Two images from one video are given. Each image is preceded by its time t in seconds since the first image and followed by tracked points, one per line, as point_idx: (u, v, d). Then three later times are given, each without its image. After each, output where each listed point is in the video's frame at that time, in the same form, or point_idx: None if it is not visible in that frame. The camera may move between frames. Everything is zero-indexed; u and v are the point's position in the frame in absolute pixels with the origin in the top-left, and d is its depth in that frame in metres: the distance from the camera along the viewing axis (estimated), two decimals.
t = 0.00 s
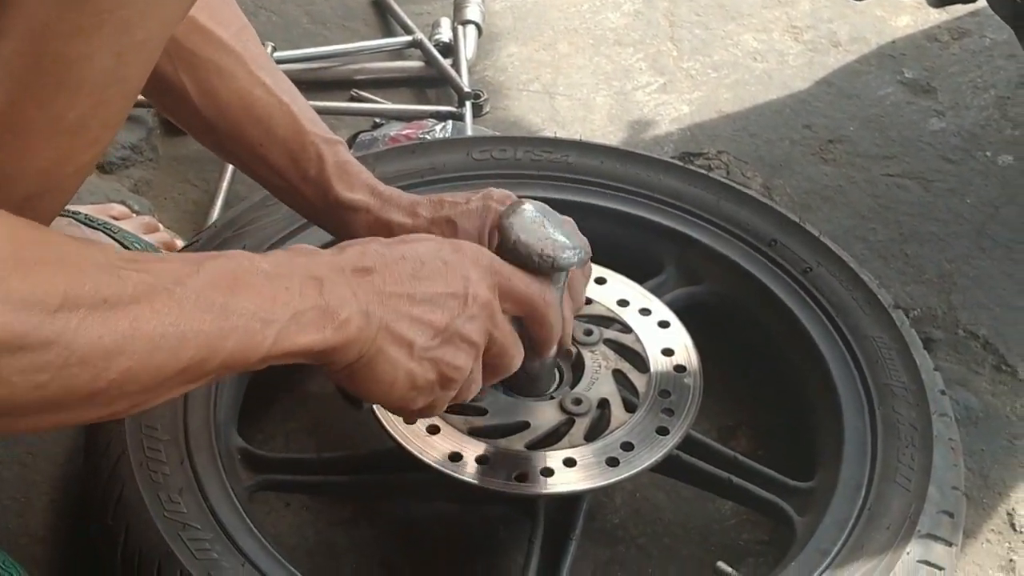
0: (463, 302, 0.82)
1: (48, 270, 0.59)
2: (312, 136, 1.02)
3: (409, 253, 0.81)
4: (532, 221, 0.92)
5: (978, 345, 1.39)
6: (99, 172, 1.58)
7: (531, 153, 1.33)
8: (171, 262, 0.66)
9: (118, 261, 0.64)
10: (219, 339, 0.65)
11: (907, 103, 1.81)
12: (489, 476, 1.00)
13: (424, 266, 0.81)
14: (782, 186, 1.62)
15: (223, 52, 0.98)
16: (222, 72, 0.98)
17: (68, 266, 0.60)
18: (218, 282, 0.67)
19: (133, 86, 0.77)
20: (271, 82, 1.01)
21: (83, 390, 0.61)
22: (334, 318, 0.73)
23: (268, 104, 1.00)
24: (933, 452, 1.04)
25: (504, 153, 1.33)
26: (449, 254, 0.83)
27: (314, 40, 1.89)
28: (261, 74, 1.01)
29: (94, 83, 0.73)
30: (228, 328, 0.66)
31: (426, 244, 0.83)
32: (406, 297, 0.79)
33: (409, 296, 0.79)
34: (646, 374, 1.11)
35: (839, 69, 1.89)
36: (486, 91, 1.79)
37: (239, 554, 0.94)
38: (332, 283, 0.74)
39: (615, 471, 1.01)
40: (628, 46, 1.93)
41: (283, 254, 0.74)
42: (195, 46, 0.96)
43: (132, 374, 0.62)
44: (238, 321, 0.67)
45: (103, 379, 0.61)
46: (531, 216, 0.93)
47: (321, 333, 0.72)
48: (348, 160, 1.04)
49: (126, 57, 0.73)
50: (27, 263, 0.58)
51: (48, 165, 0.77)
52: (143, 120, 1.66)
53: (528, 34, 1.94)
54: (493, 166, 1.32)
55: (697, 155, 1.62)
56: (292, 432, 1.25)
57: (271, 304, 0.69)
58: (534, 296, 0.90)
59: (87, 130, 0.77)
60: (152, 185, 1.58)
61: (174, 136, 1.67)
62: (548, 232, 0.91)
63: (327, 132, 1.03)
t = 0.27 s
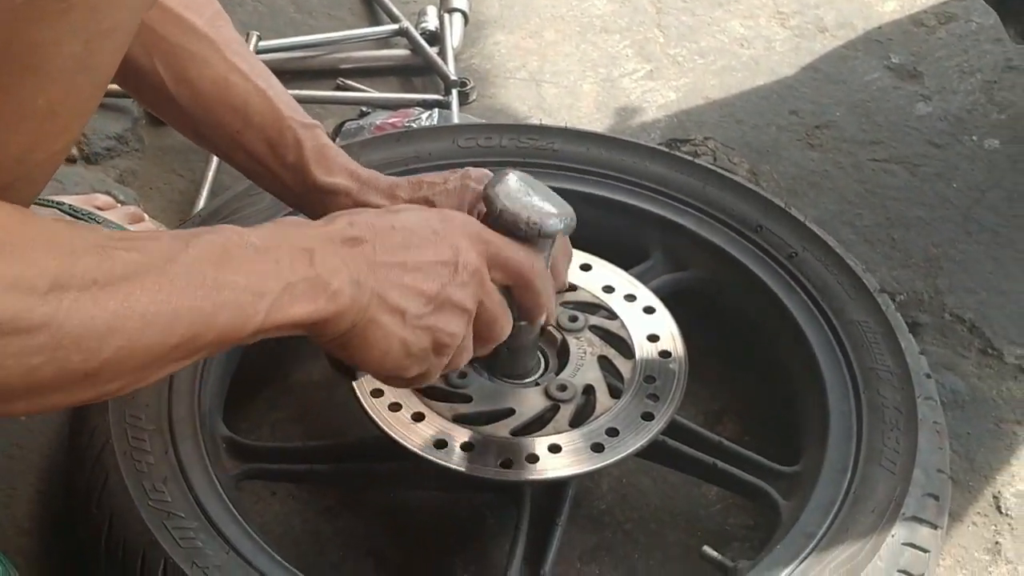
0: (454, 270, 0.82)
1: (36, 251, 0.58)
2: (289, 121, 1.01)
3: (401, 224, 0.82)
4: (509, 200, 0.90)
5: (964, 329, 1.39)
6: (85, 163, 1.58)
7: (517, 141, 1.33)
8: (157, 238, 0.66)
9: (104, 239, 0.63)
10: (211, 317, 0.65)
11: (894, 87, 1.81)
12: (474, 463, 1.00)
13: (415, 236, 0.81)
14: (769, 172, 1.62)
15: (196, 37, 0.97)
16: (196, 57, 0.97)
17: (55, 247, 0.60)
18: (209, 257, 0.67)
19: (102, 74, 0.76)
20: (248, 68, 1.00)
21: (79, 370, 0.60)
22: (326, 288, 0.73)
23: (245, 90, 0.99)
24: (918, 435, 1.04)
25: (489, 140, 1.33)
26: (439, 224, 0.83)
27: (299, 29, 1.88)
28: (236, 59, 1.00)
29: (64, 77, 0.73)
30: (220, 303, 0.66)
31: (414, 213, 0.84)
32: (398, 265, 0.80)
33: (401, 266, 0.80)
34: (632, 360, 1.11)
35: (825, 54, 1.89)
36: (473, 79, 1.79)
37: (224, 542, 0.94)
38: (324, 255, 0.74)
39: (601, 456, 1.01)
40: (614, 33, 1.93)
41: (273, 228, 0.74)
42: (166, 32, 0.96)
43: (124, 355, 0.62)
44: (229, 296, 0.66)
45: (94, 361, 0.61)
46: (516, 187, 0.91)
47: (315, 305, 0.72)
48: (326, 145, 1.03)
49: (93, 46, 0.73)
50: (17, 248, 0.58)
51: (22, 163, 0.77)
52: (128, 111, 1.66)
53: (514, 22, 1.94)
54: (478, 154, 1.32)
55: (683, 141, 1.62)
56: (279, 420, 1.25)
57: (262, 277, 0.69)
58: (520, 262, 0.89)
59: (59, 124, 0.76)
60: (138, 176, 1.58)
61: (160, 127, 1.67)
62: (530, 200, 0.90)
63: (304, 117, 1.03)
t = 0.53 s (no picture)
0: (459, 258, 0.82)
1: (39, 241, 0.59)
2: (289, 108, 1.01)
3: (400, 214, 0.81)
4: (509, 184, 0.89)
5: (956, 308, 1.39)
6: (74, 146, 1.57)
7: (507, 122, 1.32)
8: (159, 229, 0.66)
9: (106, 229, 0.63)
10: (212, 306, 0.65)
11: (886, 66, 1.81)
12: (465, 445, 1.00)
13: (416, 225, 0.80)
14: (761, 152, 1.62)
15: (196, 19, 0.97)
16: (195, 39, 0.97)
17: (57, 238, 0.60)
18: (213, 246, 0.67)
19: (89, 54, 0.78)
20: (248, 53, 0.99)
21: (81, 358, 0.61)
22: (326, 279, 0.72)
23: (244, 75, 0.99)
24: (908, 413, 1.04)
25: (480, 121, 1.32)
26: (438, 210, 0.82)
27: (289, 11, 1.88)
28: (237, 43, 0.99)
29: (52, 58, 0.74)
30: (222, 294, 0.66)
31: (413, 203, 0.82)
32: (396, 256, 0.79)
33: (401, 258, 0.79)
34: (622, 341, 1.11)
35: (817, 34, 1.89)
36: (464, 61, 1.78)
37: (214, 525, 0.94)
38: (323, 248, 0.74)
39: (592, 437, 1.01)
40: (605, 14, 1.92)
41: (274, 218, 0.74)
42: (164, 12, 0.95)
43: (125, 344, 0.62)
44: (233, 288, 0.66)
45: (95, 350, 0.61)
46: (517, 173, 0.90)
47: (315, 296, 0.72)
48: (326, 132, 1.03)
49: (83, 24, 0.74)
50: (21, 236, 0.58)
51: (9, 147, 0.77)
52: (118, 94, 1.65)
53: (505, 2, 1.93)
54: (469, 134, 1.31)
55: (675, 121, 1.62)
56: (270, 403, 1.25)
57: (263, 268, 0.69)
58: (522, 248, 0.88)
59: (46, 107, 0.77)
60: (128, 159, 1.57)
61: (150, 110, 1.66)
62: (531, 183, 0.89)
63: (304, 103, 1.02)
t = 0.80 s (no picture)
0: (456, 253, 0.82)
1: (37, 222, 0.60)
2: (305, 87, 1.01)
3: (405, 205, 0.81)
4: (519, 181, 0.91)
5: (965, 291, 1.40)
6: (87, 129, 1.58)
7: (519, 105, 1.33)
8: (161, 210, 0.67)
9: (106, 211, 0.65)
10: (205, 293, 0.66)
11: (896, 49, 1.81)
12: (477, 427, 1.01)
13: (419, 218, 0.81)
14: (771, 135, 1.62)
15: None
16: (211, 19, 0.96)
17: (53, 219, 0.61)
18: (210, 234, 0.67)
19: (94, 40, 0.78)
20: (265, 33, 0.99)
21: (68, 340, 0.62)
22: (327, 270, 0.73)
23: (258, 52, 0.98)
24: (919, 395, 1.05)
25: (491, 104, 1.33)
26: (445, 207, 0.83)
27: None
28: (252, 23, 0.98)
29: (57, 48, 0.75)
30: (214, 279, 0.66)
31: (420, 194, 0.83)
32: (399, 251, 0.79)
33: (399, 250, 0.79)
34: (633, 323, 1.12)
35: (827, 17, 1.89)
36: (474, 44, 1.78)
37: (231, 505, 0.95)
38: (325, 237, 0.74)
39: (604, 419, 1.02)
40: None
41: (271, 205, 0.74)
42: None
43: (119, 325, 0.63)
44: (228, 274, 0.67)
45: (85, 332, 0.62)
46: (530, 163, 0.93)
47: (314, 285, 0.73)
48: (340, 112, 1.03)
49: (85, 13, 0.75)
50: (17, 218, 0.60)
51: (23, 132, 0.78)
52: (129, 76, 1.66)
53: None
54: (481, 117, 1.32)
55: (685, 104, 1.62)
56: (283, 384, 1.26)
57: (262, 255, 0.70)
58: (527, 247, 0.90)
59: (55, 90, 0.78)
60: (140, 142, 1.58)
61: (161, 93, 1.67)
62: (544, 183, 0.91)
63: (319, 81, 1.02)
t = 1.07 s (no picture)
0: (482, 230, 0.79)
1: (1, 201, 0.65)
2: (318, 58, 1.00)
3: (435, 168, 0.77)
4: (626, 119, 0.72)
5: (980, 278, 1.39)
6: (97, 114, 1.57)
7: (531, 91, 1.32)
8: (144, 182, 0.72)
9: (85, 187, 0.70)
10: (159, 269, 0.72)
11: (910, 34, 1.80)
12: (491, 414, 1.00)
13: (448, 185, 0.77)
14: (783, 121, 1.61)
15: None
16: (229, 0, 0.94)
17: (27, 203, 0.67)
18: (181, 211, 0.73)
19: None
20: None
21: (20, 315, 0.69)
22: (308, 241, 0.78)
23: None
24: (934, 383, 1.04)
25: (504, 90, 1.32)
26: (483, 171, 0.77)
27: None
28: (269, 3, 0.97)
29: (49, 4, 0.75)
30: (169, 258, 0.72)
31: (458, 144, 0.77)
32: (414, 224, 0.79)
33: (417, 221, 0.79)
34: (647, 311, 1.11)
35: (840, 1, 1.88)
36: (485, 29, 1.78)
37: (243, 492, 0.94)
38: (325, 205, 0.77)
39: (618, 407, 1.01)
40: None
41: (277, 150, 0.77)
42: None
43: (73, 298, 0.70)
44: (189, 257, 0.73)
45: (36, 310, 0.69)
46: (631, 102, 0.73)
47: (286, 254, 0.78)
48: None
49: None
50: None
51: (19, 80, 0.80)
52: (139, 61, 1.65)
53: None
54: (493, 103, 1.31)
55: (697, 90, 1.62)
56: (294, 371, 1.26)
57: (234, 234, 0.75)
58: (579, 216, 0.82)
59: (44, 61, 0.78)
60: (151, 127, 1.57)
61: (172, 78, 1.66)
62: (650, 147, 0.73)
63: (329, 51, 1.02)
